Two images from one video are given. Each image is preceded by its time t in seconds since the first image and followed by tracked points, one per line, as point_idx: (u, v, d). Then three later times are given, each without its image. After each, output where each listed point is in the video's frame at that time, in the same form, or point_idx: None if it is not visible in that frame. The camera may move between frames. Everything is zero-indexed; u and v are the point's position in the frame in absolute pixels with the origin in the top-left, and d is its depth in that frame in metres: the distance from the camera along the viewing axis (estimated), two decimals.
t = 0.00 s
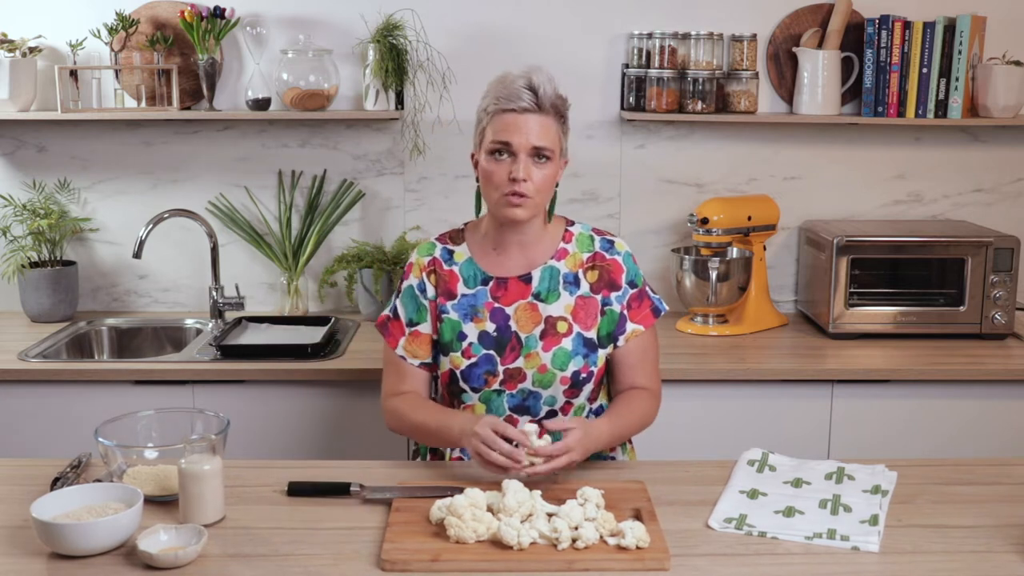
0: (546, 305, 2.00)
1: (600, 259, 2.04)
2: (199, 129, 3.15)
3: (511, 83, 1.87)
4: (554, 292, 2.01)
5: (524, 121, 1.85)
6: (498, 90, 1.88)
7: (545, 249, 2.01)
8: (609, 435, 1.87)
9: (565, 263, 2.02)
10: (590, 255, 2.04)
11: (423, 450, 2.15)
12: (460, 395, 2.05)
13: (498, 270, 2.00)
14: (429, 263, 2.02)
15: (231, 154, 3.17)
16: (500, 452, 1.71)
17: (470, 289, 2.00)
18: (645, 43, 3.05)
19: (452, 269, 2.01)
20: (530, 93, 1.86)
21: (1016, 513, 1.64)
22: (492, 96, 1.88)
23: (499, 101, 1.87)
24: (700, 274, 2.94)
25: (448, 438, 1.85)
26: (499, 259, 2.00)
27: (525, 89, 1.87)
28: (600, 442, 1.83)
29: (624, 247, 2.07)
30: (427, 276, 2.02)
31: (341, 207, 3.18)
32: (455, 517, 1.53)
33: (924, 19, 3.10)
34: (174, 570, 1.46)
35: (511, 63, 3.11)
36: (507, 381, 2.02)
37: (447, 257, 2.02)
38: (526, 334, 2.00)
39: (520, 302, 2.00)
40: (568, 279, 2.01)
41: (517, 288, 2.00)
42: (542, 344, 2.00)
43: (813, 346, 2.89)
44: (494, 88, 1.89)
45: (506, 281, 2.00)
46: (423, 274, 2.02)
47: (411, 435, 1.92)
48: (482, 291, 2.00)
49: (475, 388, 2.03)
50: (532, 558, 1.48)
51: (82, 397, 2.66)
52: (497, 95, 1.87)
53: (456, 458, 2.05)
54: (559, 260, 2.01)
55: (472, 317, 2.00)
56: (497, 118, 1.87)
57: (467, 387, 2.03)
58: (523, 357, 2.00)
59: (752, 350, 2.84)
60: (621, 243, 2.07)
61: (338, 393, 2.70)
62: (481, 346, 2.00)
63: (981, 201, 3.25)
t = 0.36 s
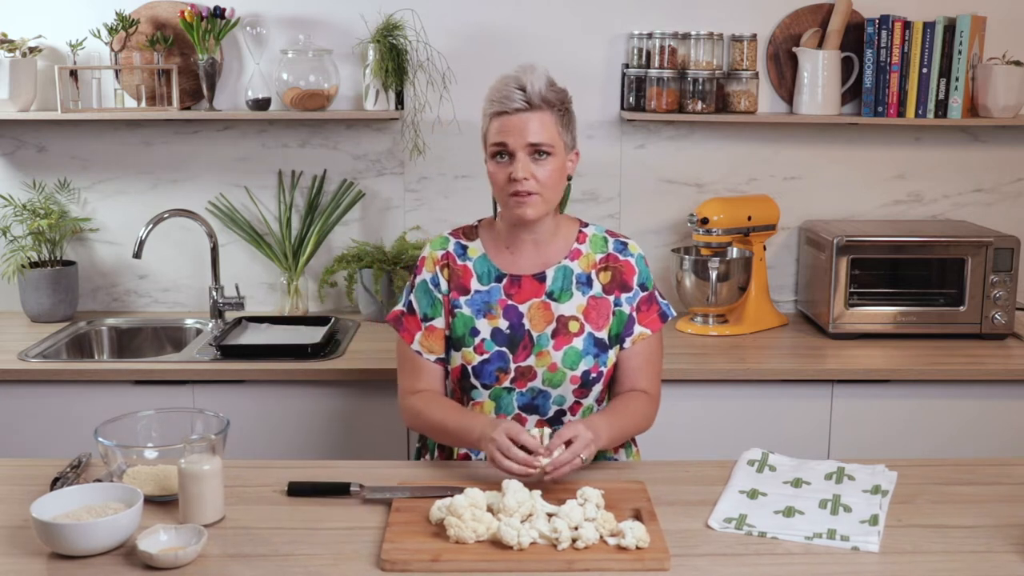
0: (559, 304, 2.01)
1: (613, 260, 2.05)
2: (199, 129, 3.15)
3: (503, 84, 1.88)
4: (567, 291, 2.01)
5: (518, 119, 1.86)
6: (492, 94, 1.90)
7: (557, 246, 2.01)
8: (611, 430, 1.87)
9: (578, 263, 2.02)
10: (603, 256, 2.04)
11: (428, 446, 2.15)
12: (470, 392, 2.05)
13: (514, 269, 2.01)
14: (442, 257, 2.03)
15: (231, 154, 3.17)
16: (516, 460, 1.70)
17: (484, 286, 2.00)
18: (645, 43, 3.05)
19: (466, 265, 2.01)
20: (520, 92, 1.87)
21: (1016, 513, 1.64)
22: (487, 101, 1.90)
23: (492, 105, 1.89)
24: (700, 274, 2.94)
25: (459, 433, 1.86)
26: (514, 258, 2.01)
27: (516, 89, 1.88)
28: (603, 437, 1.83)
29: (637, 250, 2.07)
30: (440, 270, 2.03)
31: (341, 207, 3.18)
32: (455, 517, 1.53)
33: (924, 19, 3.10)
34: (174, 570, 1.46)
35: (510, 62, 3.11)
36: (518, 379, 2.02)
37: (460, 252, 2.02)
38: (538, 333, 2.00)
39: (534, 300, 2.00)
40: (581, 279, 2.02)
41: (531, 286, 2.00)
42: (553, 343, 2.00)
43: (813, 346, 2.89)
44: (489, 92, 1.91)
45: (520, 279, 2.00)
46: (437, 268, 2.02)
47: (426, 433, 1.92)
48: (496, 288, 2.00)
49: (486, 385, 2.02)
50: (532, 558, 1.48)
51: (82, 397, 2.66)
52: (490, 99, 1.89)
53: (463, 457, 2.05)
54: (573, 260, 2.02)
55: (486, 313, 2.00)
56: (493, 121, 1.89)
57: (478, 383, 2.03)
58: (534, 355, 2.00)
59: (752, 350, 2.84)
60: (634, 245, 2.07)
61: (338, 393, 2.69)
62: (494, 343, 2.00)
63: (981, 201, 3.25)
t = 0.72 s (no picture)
0: (564, 305, 2.01)
1: (618, 261, 2.04)
2: (199, 129, 3.15)
3: (500, 92, 1.89)
4: (572, 292, 2.01)
5: (513, 129, 1.87)
6: (490, 101, 1.90)
7: (563, 245, 2.01)
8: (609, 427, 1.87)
9: (583, 263, 2.02)
10: (609, 257, 2.04)
11: (430, 444, 2.15)
12: (474, 391, 2.05)
13: (519, 269, 2.00)
14: (447, 256, 2.02)
15: (232, 154, 3.17)
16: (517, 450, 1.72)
17: (489, 285, 2.00)
18: (645, 43, 3.05)
19: (471, 264, 2.01)
20: (516, 101, 1.87)
21: (1016, 513, 1.64)
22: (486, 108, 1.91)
23: (490, 113, 1.89)
24: (700, 274, 2.94)
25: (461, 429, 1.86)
26: (519, 259, 2.01)
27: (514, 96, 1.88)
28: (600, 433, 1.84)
29: (643, 251, 2.05)
30: (445, 268, 2.02)
31: (341, 207, 3.18)
32: (455, 517, 1.53)
33: (924, 19, 3.10)
34: (174, 570, 1.46)
35: (510, 62, 3.11)
36: (522, 379, 2.02)
37: (465, 251, 2.02)
38: (542, 333, 2.01)
39: (539, 300, 2.00)
40: (586, 280, 2.02)
41: (536, 287, 2.00)
42: (557, 343, 2.01)
43: (813, 346, 2.89)
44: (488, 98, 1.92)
45: (525, 279, 2.00)
46: (442, 266, 2.02)
47: (430, 430, 1.92)
48: (501, 288, 2.00)
49: (490, 384, 2.03)
50: (532, 558, 1.48)
51: (82, 397, 2.66)
52: (488, 106, 1.90)
53: (465, 455, 2.05)
54: (578, 261, 2.02)
55: (490, 313, 2.00)
56: (490, 129, 1.90)
57: (482, 382, 2.03)
58: (538, 355, 2.01)
59: (752, 350, 2.84)
60: (640, 246, 2.06)
61: (338, 393, 2.69)
62: (498, 342, 2.00)
63: (981, 201, 3.25)
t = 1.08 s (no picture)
0: (564, 303, 2.01)
1: (618, 260, 2.04)
2: (199, 129, 3.15)
3: (498, 89, 1.89)
4: (571, 291, 2.01)
5: (510, 126, 1.87)
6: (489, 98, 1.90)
7: (562, 243, 2.01)
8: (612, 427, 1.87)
9: (583, 263, 2.02)
10: (609, 256, 2.04)
11: (429, 443, 2.15)
12: (473, 389, 2.05)
13: (518, 266, 2.00)
14: (448, 254, 2.02)
15: (231, 154, 3.17)
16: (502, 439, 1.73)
17: (490, 284, 2.00)
18: (645, 43, 3.05)
19: (472, 262, 2.01)
20: (513, 97, 1.87)
21: (1016, 513, 1.64)
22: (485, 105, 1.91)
23: (489, 110, 1.89)
24: (700, 274, 2.94)
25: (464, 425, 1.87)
26: (518, 256, 2.01)
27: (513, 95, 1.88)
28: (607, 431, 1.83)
29: (643, 250, 2.05)
30: (445, 266, 2.02)
31: (341, 207, 3.18)
32: (455, 517, 1.53)
33: (924, 19, 3.10)
34: (174, 570, 1.46)
35: (510, 62, 3.11)
36: (521, 378, 2.02)
37: (466, 249, 2.02)
38: (542, 332, 2.00)
39: (539, 299, 2.00)
40: (585, 279, 2.02)
41: (536, 286, 2.00)
42: (557, 342, 2.01)
43: (813, 345, 2.89)
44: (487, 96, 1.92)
45: (525, 278, 2.00)
46: (443, 265, 2.02)
47: (433, 428, 1.93)
48: (501, 287, 2.00)
49: (489, 383, 2.02)
50: (532, 558, 1.48)
51: (82, 397, 2.66)
52: (486, 104, 1.90)
53: (466, 454, 2.05)
54: (578, 260, 2.02)
55: (490, 311, 2.00)
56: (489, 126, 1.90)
57: (482, 381, 2.03)
58: (538, 354, 2.01)
59: (752, 350, 2.84)
60: (640, 245, 2.06)
61: (338, 393, 2.69)
62: (498, 341, 2.00)
63: (981, 201, 3.25)
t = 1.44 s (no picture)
0: (563, 303, 2.01)
1: (618, 260, 2.04)
2: (199, 129, 3.15)
3: (494, 98, 1.88)
4: (571, 291, 2.01)
5: (509, 135, 1.86)
6: (485, 107, 1.89)
7: (564, 243, 2.02)
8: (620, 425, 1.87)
9: (583, 262, 2.02)
10: (608, 256, 2.04)
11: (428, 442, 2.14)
12: (472, 388, 2.05)
13: (519, 266, 2.00)
14: (447, 252, 2.02)
15: (231, 154, 3.17)
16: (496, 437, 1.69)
17: (489, 283, 2.00)
18: (645, 43, 3.05)
19: (471, 261, 2.01)
20: (511, 106, 1.86)
21: (1016, 513, 1.64)
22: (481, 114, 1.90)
23: (486, 120, 1.89)
24: (700, 274, 2.94)
25: (457, 416, 1.88)
26: (518, 257, 2.01)
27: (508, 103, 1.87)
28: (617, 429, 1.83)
29: (643, 250, 2.05)
30: (444, 265, 2.02)
31: (341, 207, 3.18)
32: (455, 517, 1.53)
33: (924, 19, 3.10)
34: (174, 570, 1.46)
35: (510, 63, 3.11)
36: (520, 377, 2.02)
37: (465, 248, 2.02)
38: (541, 331, 2.00)
39: (538, 299, 2.00)
40: (585, 279, 2.02)
41: (535, 285, 2.00)
42: (556, 341, 2.01)
43: (813, 345, 2.89)
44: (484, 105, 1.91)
45: (525, 277, 2.00)
46: (441, 263, 2.02)
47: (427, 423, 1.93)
48: (500, 286, 2.00)
49: (488, 382, 2.02)
50: (532, 558, 1.48)
51: (81, 397, 2.66)
52: (484, 113, 1.89)
53: (464, 453, 2.05)
54: (577, 260, 2.02)
55: (489, 311, 2.00)
56: (487, 136, 1.90)
57: (480, 380, 2.03)
58: (537, 353, 2.01)
59: (752, 350, 2.84)
60: (640, 245, 2.06)
61: (338, 393, 2.69)
62: (497, 340, 2.00)
63: (981, 201, 3.25)
